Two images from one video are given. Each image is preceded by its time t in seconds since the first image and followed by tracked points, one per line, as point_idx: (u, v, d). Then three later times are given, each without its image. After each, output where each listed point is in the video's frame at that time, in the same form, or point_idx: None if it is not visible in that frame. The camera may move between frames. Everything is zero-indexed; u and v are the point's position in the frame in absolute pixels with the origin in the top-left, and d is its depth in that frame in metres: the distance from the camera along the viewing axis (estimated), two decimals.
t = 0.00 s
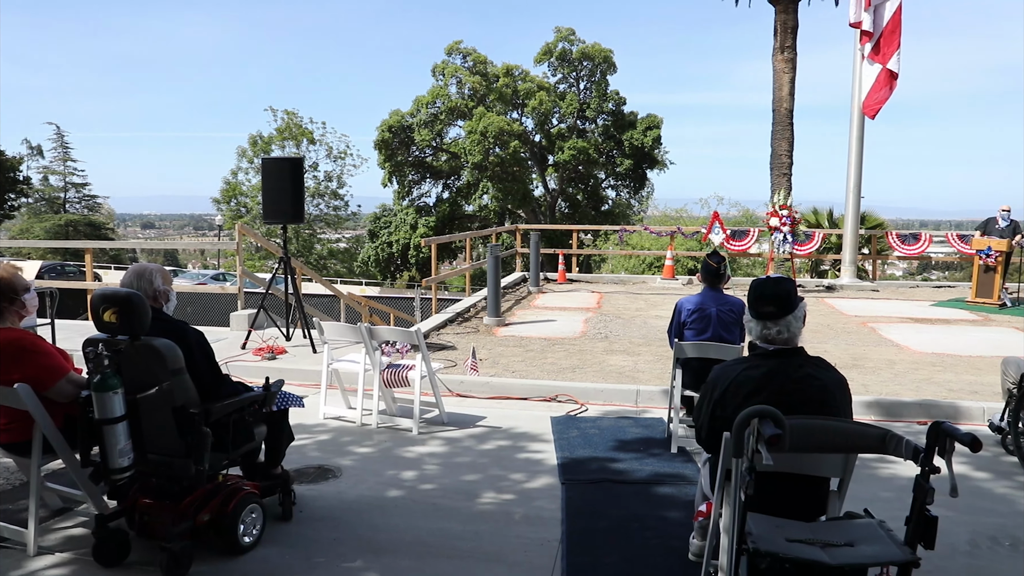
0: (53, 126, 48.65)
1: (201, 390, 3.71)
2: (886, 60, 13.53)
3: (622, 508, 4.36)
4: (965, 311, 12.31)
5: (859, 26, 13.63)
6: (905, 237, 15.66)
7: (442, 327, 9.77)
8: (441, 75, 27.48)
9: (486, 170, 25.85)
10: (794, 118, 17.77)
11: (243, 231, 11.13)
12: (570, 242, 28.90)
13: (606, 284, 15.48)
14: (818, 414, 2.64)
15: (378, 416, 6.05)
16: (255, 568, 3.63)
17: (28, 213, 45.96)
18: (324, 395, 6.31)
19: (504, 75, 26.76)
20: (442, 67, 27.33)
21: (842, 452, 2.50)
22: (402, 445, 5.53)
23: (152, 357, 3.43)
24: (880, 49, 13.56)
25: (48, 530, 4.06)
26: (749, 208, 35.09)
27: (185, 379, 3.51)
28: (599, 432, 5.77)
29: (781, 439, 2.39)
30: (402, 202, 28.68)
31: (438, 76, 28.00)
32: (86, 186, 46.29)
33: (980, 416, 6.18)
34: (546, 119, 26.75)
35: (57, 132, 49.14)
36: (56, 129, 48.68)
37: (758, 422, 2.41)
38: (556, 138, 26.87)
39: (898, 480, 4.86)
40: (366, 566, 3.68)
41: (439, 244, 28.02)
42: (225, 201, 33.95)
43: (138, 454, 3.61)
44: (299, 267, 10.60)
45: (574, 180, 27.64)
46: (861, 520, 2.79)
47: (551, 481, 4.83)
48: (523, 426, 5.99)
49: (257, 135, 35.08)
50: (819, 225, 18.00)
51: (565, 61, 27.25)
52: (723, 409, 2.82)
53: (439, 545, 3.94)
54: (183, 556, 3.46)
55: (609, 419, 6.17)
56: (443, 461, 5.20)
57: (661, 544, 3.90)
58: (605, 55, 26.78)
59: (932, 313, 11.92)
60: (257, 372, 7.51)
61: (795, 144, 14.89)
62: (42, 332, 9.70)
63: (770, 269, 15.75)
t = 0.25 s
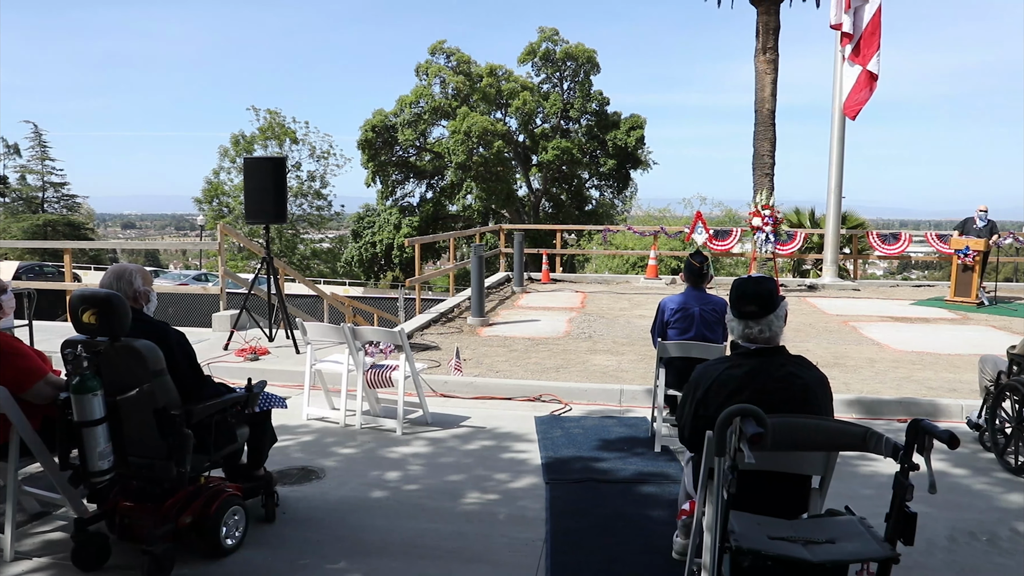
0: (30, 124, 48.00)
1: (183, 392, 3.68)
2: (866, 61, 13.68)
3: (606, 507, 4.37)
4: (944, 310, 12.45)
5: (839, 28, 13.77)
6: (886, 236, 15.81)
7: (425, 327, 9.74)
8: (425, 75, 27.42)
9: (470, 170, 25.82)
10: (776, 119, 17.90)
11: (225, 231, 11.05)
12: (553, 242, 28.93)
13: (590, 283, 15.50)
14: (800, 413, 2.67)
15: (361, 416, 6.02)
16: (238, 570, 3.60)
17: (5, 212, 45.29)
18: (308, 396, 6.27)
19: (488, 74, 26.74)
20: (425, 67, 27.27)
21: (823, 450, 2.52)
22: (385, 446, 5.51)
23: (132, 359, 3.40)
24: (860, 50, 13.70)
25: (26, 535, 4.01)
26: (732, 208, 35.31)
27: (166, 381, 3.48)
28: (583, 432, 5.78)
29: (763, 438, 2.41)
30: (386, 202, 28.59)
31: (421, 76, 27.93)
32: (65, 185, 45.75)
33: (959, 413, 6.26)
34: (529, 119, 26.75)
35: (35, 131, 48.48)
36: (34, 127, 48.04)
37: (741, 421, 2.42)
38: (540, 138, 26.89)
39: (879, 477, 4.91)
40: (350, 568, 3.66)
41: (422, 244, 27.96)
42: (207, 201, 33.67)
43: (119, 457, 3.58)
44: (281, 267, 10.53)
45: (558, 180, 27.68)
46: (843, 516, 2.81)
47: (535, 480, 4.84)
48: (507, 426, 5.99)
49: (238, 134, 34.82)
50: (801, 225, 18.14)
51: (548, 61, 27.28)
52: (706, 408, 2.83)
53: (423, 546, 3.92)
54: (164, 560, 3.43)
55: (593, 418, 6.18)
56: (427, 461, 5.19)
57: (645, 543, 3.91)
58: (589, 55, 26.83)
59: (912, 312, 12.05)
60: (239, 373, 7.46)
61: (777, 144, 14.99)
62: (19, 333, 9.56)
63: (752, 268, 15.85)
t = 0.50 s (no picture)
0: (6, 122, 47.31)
1: (163, 394, 3.64)
2: (845, 63, 13.80)
3: (588, 507, 4.38)
4: (923, 309, 12.60)
5: (819, 29, 13.89)
6: (865, 236, 15.97)
7: (408, 327, 9.72)
8: (407, 74, 27.34)
9: (453, 169, 25.77)
10: (757, 119, 18.01)
11: (205, 231, 10.95)
12: (536, 241, 28.95)
13: (573, 283, 15.53)
14: (780, 411, 2.68)
15: (344, 417, 5.99)
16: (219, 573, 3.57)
17: None
18: (289, 397, 6.23)
19: (470, 74, 26.69)
20: (407, 67, 27.19)
21: (804, 448, 2.54)
22: (368, 447, 5.49)
23: (110, 361, 3.35)
24: (840, 52, 13.82)
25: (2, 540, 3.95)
26: (714, 208, 35.51)
27: (146, 382, 3.44)
28: (565, 431, 5.79)
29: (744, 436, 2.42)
30: (368, 202, 28.49)
31: (404, 75, 27.84)
32: (42, 185, 45.17)
33: (936, 410, 6.33)
34: (512, 119, 26.73)
35: (11, 130, 47.78)
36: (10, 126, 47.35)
37: (722, 419, 2.43)
38: (522, 138, 26.90)
39: (859, 474, 4.96)
40: (332, 569, 3.64)
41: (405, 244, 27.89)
42: (187, 201, 33.38)
43: (97, 460, 3.53)
44: (263, 267, 10.46)
45: (540, 180, 27.71)
46: (822, 514, 2.83)
47: (518, 480, 4.84)
48: (490, 426, 5.98)
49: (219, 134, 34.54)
50: (782, 224, 18.28)
51: (531, 61, 27.28)
52: (688, 407, 2.84)
53: (405, 546, 3.91)
54: (144, 563, 3.39)
55: (576, 418, 6.19)
56: (410, 462, 5.18)
57: (628, 542, 3.92)
58: (572, 55, 26.85)
59: (891, 311, 12.18)
60: (220, 374, 7.39)
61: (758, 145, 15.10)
62: None
63: (733, 268, 15.95)
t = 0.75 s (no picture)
0: None
1: (142, 396, 3.61)
2: (824, 64, 13.93)
3: (571, 506, 4.39)
4: (901, 307, 12.74)
5: (798, 31, 14.01)
6: (845, 236, 16.13)
7: (390, 327, 9.68)
8: (389, 74, 27.26)
9: (435, 169, 25.73)
10: (738, 119, 18.12)
11: (185, 231, 10.85)
12: (519, 241, 28.96)
13: (556, 283, 15.55)
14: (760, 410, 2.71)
15: (326, 418, 5.96)
16: None
17: None
18: (271, 398, 6.19)
19: (453, 74, 26.66)
20: (390, 66, 27.09)
21: (784, 446, 2.56)
22: (350, 448, 5.46)
23: (87, 362, 3.31)
24: (818, 53, 13.94)
25: None
26: (696, 208, 35.71)
27: (124, 384, 3.40)
28: (548, 431, 5.79)
29: (724, 435, 2.44)
30: (350, 202, 28.37)
31: (386, 75, 27.75)
32: (18, 184, 44.50)
33: (914, 408, 6.41)
34: (494, 119, 26.72)
35: None
36: None
37: (702, 418, 2.45)
38: (505, 138, 26.90)
39: (838, 471, 5.00)
40: (314, 571, 3.62)
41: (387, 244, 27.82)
42: (167, 201, 33.05)
43: (74, 463, 3.49)
44: (243, 267, 10.38)
45: (523, 180, 27.73)
46: (802, 511, 2.86)
47: (501, 480, 4.83)
48: (473, 426, 5.98)
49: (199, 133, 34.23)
50: (763, 224, 18.41)
51: (513, 61, 27.29)
52: (670, 406, 2.85)
53: (387, 547, 3.90)
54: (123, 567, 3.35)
55: (559, 417, 6.21)
56: (392, 463, 5.16)
57: (611, 541, 3.93)
58: (554, 55, 26.88)
59: (870, 310, 12.31)
60: (200, 375, 7.32)
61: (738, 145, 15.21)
62: None
63: (715, 267, 16.04)
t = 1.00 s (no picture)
0: None
1: (127, 397, 3.58)
2: (810, 65, 14.00)
3: (559, 505, 4.40)
4: (886, 307, 12.83)
5: (784, 32, 14.10)
6: (831, 236, 16.23)
7: (377, 328, 9.66)
8: (377, 74, 27.19)
9: (422, 169, 25.68)
10: (725, 120, 18.20)
11: (171, 231, 10.79)
12: (507, 241, 28.95)
13: (543, 283, 15.56)
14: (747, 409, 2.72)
15: (313, 419, 5.94)
16: None
17: None
18: (257, 399, 6.15)
19: (440, 73, 26.61)
20: (377, 66, 27.02)
21: (771, 445, 2.57)
22: (338, 448, 5.45)
23: (71, 364, 3.28)
24: (804, 54, 14.03)
25: None
26: (683, 208, 35.82)
27: (108, 385, 3.38)
28: (536, 431, 5.79)
29: (710, 433, 2.45)
30: (337, 201, 28.28)
31: (373, 74, 27.66)
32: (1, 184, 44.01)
33: (899, 406, 6.46)
34: (482, 119, 26.70)
35: None
36: None
37: (689, 417, 2.45)
38: (492, 138, 26.88)
39: (824, 469, 5.04)
40: (302, 572, 3.61)
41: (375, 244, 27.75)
42: (152, 201, 32.81)
43: (58, 465, 3.46)
44: (230, 268, 10.32)
45: (510, 180, 27.72)
46: (789, 509, 2.87)
47: (489, 480, 4.83)
48: (461, 426, 5.97)
49: (185, 132, 34.02)
50: (750, 224, 18.49)
51: (501, 61, 27.29)
52: (656, 406, 2.86)
53: (375, 548, 3.89)
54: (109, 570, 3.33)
55: (546, 417, 6.21)
56: (380, 463, 5.15)
57: (599, 540, 3.94)
58: (541, 55, 26.89)
59: (855, 309, 12.39)
60: (186, 376, 7.28)
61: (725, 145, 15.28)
62: None
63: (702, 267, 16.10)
